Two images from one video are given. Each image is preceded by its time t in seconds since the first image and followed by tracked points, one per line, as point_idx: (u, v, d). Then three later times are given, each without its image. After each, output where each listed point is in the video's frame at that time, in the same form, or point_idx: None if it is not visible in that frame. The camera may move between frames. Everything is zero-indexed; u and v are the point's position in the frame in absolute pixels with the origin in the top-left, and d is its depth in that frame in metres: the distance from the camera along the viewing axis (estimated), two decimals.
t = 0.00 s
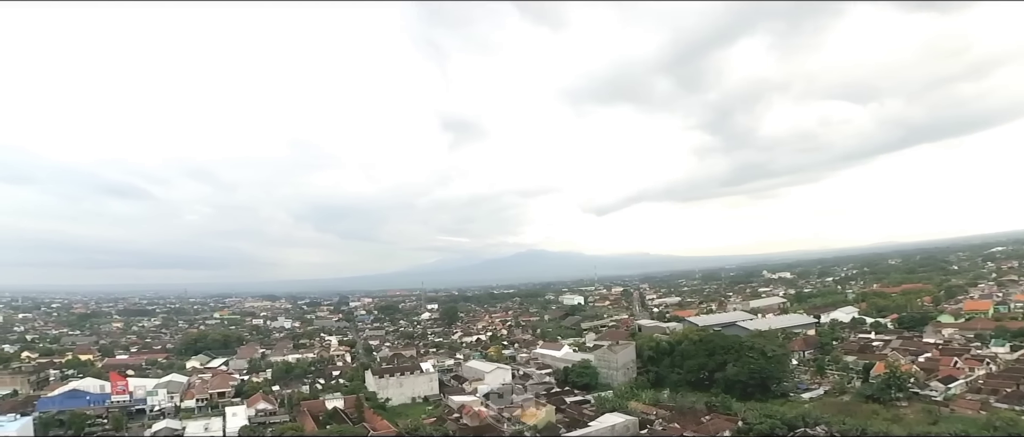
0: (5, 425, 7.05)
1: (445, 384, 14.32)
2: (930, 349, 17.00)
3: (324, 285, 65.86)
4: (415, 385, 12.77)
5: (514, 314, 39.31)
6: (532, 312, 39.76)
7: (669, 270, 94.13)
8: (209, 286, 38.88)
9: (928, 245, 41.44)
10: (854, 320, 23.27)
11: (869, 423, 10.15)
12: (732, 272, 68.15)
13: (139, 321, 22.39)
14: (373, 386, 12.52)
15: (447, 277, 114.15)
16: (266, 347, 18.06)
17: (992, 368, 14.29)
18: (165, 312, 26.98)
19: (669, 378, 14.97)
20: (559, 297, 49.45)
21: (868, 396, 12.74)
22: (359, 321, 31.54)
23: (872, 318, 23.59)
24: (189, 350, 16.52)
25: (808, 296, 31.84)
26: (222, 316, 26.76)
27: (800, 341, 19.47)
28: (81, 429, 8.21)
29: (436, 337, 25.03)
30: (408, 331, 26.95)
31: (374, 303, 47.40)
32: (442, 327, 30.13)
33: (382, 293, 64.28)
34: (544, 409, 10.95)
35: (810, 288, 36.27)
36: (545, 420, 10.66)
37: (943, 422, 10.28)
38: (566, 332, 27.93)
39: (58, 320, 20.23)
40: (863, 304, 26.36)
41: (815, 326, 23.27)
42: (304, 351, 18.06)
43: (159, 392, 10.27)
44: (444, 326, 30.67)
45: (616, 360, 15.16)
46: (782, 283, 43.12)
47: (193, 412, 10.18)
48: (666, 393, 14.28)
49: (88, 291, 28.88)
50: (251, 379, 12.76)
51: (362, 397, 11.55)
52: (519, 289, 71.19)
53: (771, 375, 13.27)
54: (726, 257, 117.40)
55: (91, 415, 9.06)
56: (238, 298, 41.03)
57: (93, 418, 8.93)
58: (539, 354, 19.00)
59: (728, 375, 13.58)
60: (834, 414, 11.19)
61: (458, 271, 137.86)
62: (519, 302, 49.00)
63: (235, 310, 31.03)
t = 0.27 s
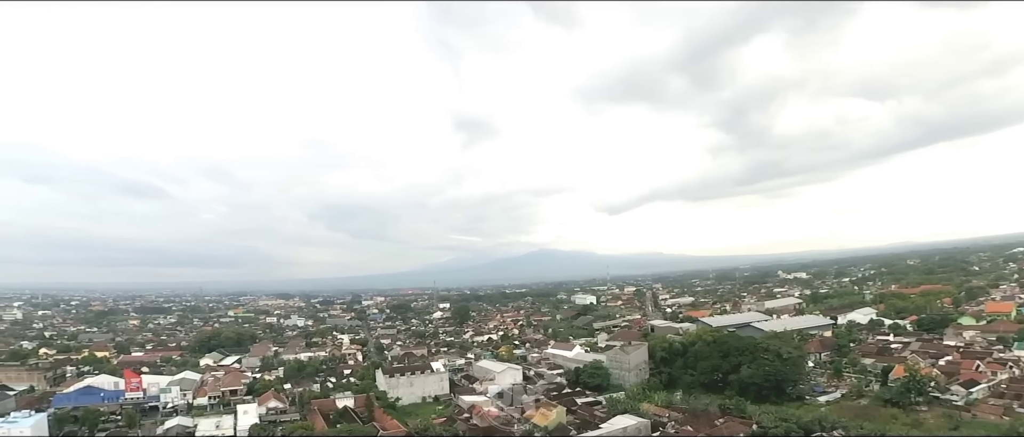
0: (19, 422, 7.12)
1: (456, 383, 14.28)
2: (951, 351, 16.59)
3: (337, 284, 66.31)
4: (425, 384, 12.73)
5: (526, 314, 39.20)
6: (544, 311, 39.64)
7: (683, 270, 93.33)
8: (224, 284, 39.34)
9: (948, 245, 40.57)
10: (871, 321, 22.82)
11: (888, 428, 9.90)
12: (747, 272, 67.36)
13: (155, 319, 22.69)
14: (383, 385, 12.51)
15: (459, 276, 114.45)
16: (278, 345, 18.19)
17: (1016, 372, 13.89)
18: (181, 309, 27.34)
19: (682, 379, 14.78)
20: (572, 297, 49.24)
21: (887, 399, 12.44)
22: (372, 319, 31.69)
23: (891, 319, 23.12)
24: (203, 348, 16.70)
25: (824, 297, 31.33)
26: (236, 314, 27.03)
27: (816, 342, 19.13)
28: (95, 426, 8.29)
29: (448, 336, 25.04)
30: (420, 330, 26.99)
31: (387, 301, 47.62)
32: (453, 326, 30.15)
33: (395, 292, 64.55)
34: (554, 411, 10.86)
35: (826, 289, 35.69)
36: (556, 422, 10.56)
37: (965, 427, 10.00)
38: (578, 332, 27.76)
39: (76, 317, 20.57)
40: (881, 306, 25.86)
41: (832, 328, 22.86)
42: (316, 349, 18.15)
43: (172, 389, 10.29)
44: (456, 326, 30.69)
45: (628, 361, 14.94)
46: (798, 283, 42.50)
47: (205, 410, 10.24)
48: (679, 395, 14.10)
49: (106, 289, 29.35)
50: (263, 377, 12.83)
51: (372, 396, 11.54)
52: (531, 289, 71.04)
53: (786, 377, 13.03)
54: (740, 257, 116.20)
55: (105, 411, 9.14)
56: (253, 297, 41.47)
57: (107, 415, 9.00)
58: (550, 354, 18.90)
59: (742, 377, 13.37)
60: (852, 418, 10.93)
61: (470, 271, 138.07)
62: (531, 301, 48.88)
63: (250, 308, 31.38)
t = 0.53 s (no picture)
0: (35, 418, 7.21)
1: (467, 383, 14.24)
2: (973, 354, 16.17)
3: (350, 283, 66.75)
4: (436, 384, 12.70)
5: (538, 313, 39.09)
6: (556, 311, 39.51)
7: (696, 270, 92.51)
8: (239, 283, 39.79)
9: (970, 244, 39.65)
10: (890, 323, 22.37)
11: (907, 433, 9.65)
12: (761, 272, 66.55)
13: (171, 317, 22.99)
14: (394, 385, 12.50)
15: (472, 276, 114.65)
16: (291, 344, 18.31)
17: None
18: (197, 307, 27.70)
19: (695, 380, 14.59)
20: (584, 296, 49.02)
21: (906, 403, 12.16)
22: (384, 318, 31.82)
23: (910, 321, 22.64)
24: (217, 346, 16.86)
25: (840, 297, 30.80)
26: (250, 312, 27.29)
27: (833, 344, 18.77)
28: (109, 422, 8.38)
29: (459, 335, 25.04)
30: (431, 329, 27.02)
31: (400, 300, 47.75)
32: (465, 326, 30.16)
33: (407, 291, 64.81)
34: (565, 412, 10.75)
35: (843, 289, 35.10)
36: (567, 423, 10.46)
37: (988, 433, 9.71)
38: (590, 332, 27.59)
39: (95, 314, 20.91)
40: (900, 307, 25.35)
41: (849, 329, 22.44)
42: (329, 348, 18.24)
43: (185, 387, 10.32)
44: (467, 325, 30.70)
45: (641, 362, 14.77)
46: (814, 283, 41.86)
47: (218, 408, 10.29)
48: (692, 396, 13.91)
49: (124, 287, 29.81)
50: (275, 376, 12.88)
51: (382, 396, 11.53)
52: (543, 288, 70.88)
53: (802, 380, 12.76)
54: (755, 256, 114.89)
55: (119, 409, 9.23)
56: (267, 295, 41.90)
57: (121, 412, 9.10)
58: (562, 354, 18.78)
59: (757, 380, 13.13)
60: (870, 422, 10.68)
61: (482, 270, 138.28)
62: (543, 301, 48.76)
63: (264, 307, 31.68)
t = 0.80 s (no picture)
0: (48, 414, 7.28)
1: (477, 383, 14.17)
2: (997, 358, 15.71)
3: (364, 281, 67.19)
4: (446, 384, 12.65)
5: (550, 312, 38.94)
6: (568, 310, 39.33)
7: (710, 270, 91.62)
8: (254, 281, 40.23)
9: (992, 244, 38.68)
10: (909, 325, 21.86)
11: None
12: (777, 272, 65.59)
13: (187, 314, 23.27)
14: (404, 384, 12.48)
15: (484, 274, 114.82)
16: (303, 342, 18.41)
17: None
18: (212, 305, 28.00)
19: (709, 382, 14.37)
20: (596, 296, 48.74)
21: (927, 408, 11.84)
22: (396, 317, 31.91)
23: (930, 323, 22.12)
24: (230, 343, 17.01)
25: (858, 298, 30.22)
26: (264, 310, 27.52)
27: (851, 346, 18.39)
28: (122, 419, 8.45)
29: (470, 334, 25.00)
30: (443, 328, 27.02)
31: (412, 299, 47.93)
32: (476, 325, 30.14)
33: (419, 290, 65.07)
34: (576, 414, 10.63)
35: (861, 290, 34.45)
36: (578, 425, 10.35)
37: None
38: (602, 332, 27.39)
39: (112, 311, 21.23)
40: (919, 308, 24.79)
41: (867, 331, 21.99)
42: (340, 346, 18.30)
43: (198, 384, 10.41)
44: (479, 324, 30.68)
45: (653, 364, 14.57)
46: (831, 284, 41.17)
47: (229, 405, 10.33)
48: (706, 399, 13.70)
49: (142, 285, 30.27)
50: (287, 374, 12.93)
51: (393, 395, 11.50)
52: (556, 287, 70.71)
53: (819, 383, 12.50)
54: (771, 257, 113.44)
55: (132, 406, 9.31)
56: (282, 293, 42.29)
57: (134, 409, 9.17)
58: (574, 354, 18.63)
59: (772, 382, 12.89)
60: (889, 428, 10.41)
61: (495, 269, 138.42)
62: (555, 300, 48.58)
63: (278, 305, 31.96)
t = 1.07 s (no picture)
0: (63, 412, 7.35)
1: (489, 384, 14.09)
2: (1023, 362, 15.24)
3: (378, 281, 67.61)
4: (458, 384, 12.58)
5: (563, 313, 38.78)
6: (582, 310, 39.14)
7: (726, 270, 90.64)
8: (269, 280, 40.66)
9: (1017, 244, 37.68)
10: (930, 327, 21.34)
11: None
12: (794, 273, 64.64)
13: (203, 313, 23.56)
14: (416, 384, 12.45)
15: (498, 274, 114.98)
16: (317, 341, 18.51)
17: None
18: (228, 304, 28.32)
19: (724, 385, 14.14)
20: (610, 296, 48.42)
21: (950, 413, 11.50)
22: (409, 316, 32.02)
23: (952, 325, 21.57)
24: (245, 342, 17.16)
25: (877, 299, 29.63)
26: (279, 309, 27.78)
27: (870, 348, 17.97)
28: (136, 416, 8.53)
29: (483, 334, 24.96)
30: (456, 328, 27.03)
31: (425, 299, 48.08)
32: (489, 325, 30.10)
33: (433, 289, 65.29)
34: (589, 416, 10.50)
35: (880, 291, 33.77)
36: (590, 428, 10.21)
37: None
38: (616, 332, 27.18)
39: (130, 310, 21.57)
40: (941, 310, 24.20)
41: (887, 333, 21.51)
42: (353, 345, 18.36)
43: (211, 382, 10.48)
44: (491, 324, 30.65)
45: (667, 365, 14.36)
46: (849, 284, 40.45)
47: (242, 404, 10.38)
48: (721, 401, 13.47)
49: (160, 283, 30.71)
50: (299, 373, 12.98)
51: (404, 395, 11.47)
52: (569, 287, 70.52)
53: (838, 387, 12.21)
54: (787, 257, 111.87)
55: (146, 403, 9.39)
56: (296, 292, 42.67)
57: (148, 407, 9.25)
58: (587, 355, 18.46)
59: (789, 385, 12.63)
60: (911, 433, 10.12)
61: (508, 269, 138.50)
62: (568, 300, 48.40)
63: (293, 304, 32.24)
